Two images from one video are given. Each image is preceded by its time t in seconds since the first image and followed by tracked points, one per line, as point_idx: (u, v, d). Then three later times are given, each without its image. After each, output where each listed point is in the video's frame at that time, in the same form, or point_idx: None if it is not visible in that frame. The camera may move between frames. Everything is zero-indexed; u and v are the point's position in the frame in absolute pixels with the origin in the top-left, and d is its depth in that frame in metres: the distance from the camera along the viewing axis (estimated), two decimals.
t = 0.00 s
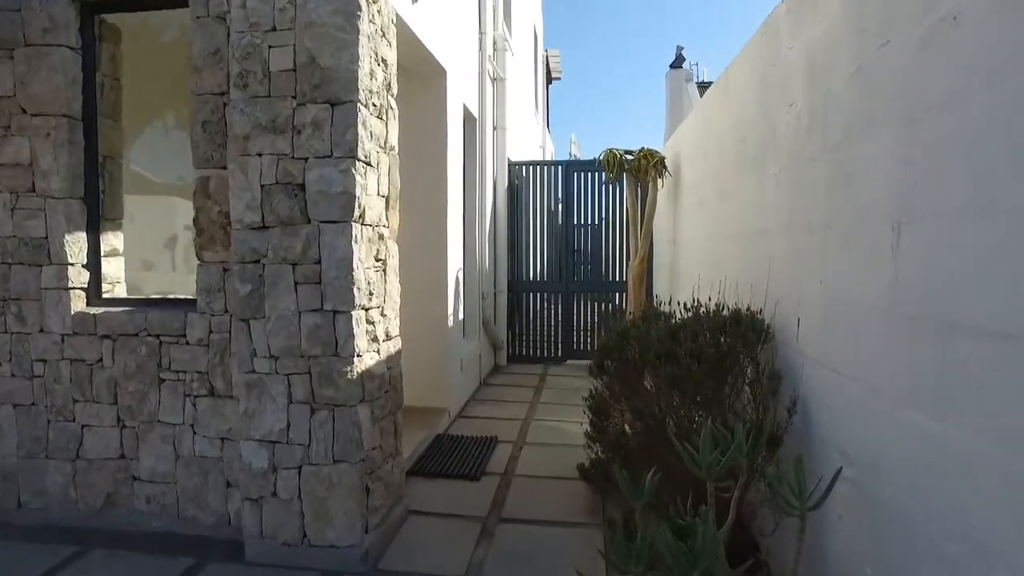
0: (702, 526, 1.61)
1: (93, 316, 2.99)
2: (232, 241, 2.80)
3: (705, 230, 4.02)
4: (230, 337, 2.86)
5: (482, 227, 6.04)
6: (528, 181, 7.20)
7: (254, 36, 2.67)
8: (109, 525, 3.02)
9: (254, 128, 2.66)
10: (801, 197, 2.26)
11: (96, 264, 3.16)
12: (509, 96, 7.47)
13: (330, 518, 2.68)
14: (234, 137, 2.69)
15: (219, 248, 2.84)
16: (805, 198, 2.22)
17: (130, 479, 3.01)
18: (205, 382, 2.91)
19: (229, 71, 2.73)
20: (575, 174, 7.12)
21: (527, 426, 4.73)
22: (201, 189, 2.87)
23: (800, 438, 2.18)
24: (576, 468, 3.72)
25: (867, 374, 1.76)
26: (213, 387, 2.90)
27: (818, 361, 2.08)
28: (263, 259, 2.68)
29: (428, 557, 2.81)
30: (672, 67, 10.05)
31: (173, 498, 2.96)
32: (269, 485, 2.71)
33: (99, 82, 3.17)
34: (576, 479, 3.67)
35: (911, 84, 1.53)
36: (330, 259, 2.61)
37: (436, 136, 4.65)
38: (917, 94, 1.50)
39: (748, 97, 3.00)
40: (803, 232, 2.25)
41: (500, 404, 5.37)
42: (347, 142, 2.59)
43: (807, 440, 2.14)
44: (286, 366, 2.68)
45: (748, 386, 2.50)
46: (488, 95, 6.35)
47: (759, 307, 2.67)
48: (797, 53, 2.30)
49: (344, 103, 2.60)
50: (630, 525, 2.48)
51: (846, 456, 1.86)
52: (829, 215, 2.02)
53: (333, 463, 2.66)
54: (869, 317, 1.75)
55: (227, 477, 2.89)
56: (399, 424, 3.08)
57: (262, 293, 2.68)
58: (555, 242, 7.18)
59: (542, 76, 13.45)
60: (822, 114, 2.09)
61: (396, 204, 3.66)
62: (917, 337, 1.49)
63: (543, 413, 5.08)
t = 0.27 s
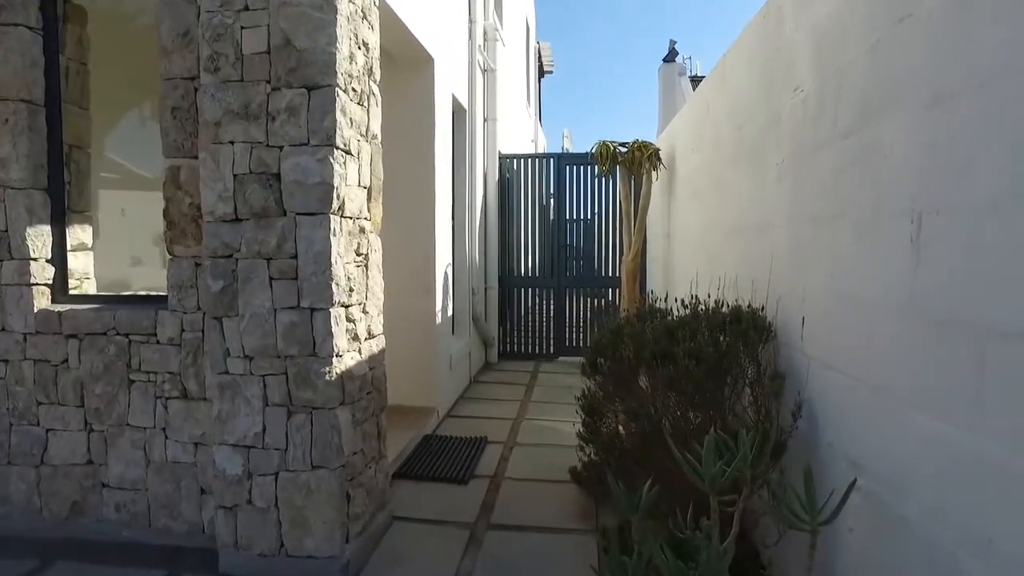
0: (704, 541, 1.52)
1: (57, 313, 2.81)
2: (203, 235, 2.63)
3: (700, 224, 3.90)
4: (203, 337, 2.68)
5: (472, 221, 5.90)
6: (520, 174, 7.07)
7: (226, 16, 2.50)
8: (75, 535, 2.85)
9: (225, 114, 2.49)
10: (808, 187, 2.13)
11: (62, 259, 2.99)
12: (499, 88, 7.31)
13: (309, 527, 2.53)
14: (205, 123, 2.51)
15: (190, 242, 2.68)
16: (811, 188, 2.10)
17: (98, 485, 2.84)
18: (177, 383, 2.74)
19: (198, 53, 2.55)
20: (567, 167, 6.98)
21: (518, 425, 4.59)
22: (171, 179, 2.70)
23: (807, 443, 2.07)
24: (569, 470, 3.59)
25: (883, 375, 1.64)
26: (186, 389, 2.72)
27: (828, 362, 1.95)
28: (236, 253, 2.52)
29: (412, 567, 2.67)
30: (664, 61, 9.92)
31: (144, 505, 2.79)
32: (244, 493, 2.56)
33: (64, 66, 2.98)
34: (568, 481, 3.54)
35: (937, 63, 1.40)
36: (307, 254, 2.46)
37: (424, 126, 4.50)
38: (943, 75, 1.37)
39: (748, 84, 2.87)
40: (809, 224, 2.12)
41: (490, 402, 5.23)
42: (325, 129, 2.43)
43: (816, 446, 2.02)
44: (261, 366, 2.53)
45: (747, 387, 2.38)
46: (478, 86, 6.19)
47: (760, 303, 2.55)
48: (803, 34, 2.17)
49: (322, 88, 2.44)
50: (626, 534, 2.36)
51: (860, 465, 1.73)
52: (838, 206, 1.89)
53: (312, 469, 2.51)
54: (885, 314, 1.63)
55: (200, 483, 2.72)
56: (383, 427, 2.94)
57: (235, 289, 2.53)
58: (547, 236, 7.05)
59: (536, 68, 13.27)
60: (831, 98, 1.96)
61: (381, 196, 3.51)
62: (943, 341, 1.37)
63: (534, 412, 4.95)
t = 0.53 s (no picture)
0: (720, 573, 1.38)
1: (20, 316, 2.62)
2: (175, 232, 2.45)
3: (701, 220, 3.75)
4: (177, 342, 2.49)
5: (464, 217, 5.72)
6: (512, 169, 6.88)
7: None
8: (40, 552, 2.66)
9: (198, 102, 2.30)
10: (822, 182, 1.98)
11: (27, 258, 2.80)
12: (492, 81, 7.13)
13: (290, 545, 2.37)
14: (175, 112, 2.33)
15: (162, 240, 2.49)
16: (827, 183, 1.95)
17: (66, 499, 2.65)
18: (149, 390, 2.54)
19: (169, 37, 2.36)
20: (561, 162, 6.82)
21: (511, 429, 4.44)
22: (141, 173, 2.51)
23: (822, 457, 1.94)
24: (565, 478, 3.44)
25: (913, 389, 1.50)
26: (158, 397, 2.53)
27: (846, 370, 1.81)
28: (210, 252, 2.34)
29: None
30: (659, 56, 9.75)
31: (115, 520, 2.60)
32: (220, 508, 2.39)
33: (26, 49, 2.78)
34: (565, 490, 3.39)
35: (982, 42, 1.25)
36: (286, 253, 2.28)
37: (414, 120, 4.33)
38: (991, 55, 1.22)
39: (756, 73, 2.71)
40: (823, 222, 1.98)
41: (484, 404, 5.07)
42: (305, 118, 2.25)
43: (833, 460, 1.88)
44: (238, 373, 2.35)
45: (755, 396, 2.25)
46: (470, 78, 6.00)
47: (770, 305, 2.40)
48: (820, 17, 2.01)
49: (301, 74, 2.26)
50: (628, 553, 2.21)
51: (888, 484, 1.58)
52: (858, 202, 1.75)
53: (292, 483, 2.35)
54: (915, 321, 1.48)
55: (175, 497, 2.53)
56: (369, 436, 2.78)
57: (209, 291, 2.35)
58: (541, 233, 6.89)
59: (529, 62, 13.05)
60: (850, 86, 1.81)
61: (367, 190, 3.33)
62: (989, 353, 1.23)
63: (529, 415, 4.79)
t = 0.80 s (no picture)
0: None
1: None
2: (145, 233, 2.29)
3: (700, 220, 3.62)
4: (148, 350, 2.33)
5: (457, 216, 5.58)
6: (506, 166, 6.73)
7: None
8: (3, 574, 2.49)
9: (168, 94, 2.14)
10: (838, 181, 1.85)
11: None
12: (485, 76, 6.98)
13: (269, 566, 2.22)
14: (144, 105, 2.17)
15: (131, 241, 2.33)
16: (841, 182, 1.82)
17: (31, 517, 2.49)
18: (120, 402, 2.38)
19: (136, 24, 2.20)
20: (556, 159, 6.68)
21: (504, 434, 4.31)
22: (108, 170, 2.35)
23: (837, 475, 1.81)
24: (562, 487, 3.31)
25: (940, 408, 1.37)
26: (129, 407, 2.37)
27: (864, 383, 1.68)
28: (182, 255, 2.18)
29: None
30: (654, 53, 9.62)
31: (83, 539, 2.44)
32: (194, 527, 2.24)
33: None
34: (561, 500, 3.26)
35: None
36: (263, 255, 2.14)
37: (403, 116, 4.18)
38: None
39: (762, 66, 2.58)
40: (839, 224, 1.85)
41: (476, 408, 4.94)
42: (283, 111, 2.10)
43: (848, 479, 1.75)
44: (212, 384, 2.20)
45: (762, 407, 2.13)
46: (463, 73, 5.85)
47: (778, 311, 2.27)
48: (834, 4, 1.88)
49: (278, 65, 2.11)
50: None
51: (914, 508, 1.46)
52: (877, 204, 1.62)
53: (271, 501, 2.20)
54: (944, 334, 1.36)
55: (148, 514, 2.36)
56: (354, 447, 2.65)
57: (181, 297, 2.20)
58: (535, 232, 6.75)
59: (522, 58, 12.89)
60: (869, 78, 1.68)
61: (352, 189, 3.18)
62: None
63: (522, 419, 4.66)
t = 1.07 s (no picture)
0: None
1: None
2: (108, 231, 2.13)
3: (700, 217, 3.49)
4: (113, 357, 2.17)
5: (448, 213, 5.43)
6: (499, 162, 6.58)
7: None
8: None
9: (131, 82, 1.99)
10: (854, 176, 1.72)
11: None
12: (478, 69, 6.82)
13: None
14: (105, 93, 2.01)
15: (95, 240, 2.17)
16: (858, 177, 1.69)
17: None
18: (84, 411, 2.22)
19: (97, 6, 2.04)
20: (550, 155, 6.54)
21: (496, 438, 4.17)
22: (69, 163, 2.19)
23: (852, 494, 1.69)
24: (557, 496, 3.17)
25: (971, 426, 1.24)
26: (94, 417, 2.21)
27: (882, 395, 1.55)
28: (147, 255, 2.03)
29: None
30: (648, 48, 9.47)
31: (45, 557, 2.28)
32: (162, 546, 2.09)
33: None
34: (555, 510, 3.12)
35: None
36: (234, 255, 1.98)
37: (392, 108, 4.03)
38: None
39: (767, 54, 2.44)
40: (854, 222, 1.71)
41: (468, 410, 4.80)
42: (255, 100, 1.95)
43: (865, 499, 1.63)
44: (181, 393, 2.05)
45: (766, 419, 2.01)
46: (454, 66, 5.69)
47: (786, 315, 2.14)
48: None
49: (250, 50, 1.95)
50: None
51: (941, 535, 1.33)
52: (899, 200, 1.49)
53: (244, 518, 2.05)
54: (977, 345, 1.22)
55: (113, 531, 2.20)
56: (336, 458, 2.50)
57: (146, 300, 2.04)
58: (529, 229, 6.60)
59: (515, 52, 12.72)
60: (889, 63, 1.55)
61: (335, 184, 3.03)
62: None
63: (515, 422, 4.53)
